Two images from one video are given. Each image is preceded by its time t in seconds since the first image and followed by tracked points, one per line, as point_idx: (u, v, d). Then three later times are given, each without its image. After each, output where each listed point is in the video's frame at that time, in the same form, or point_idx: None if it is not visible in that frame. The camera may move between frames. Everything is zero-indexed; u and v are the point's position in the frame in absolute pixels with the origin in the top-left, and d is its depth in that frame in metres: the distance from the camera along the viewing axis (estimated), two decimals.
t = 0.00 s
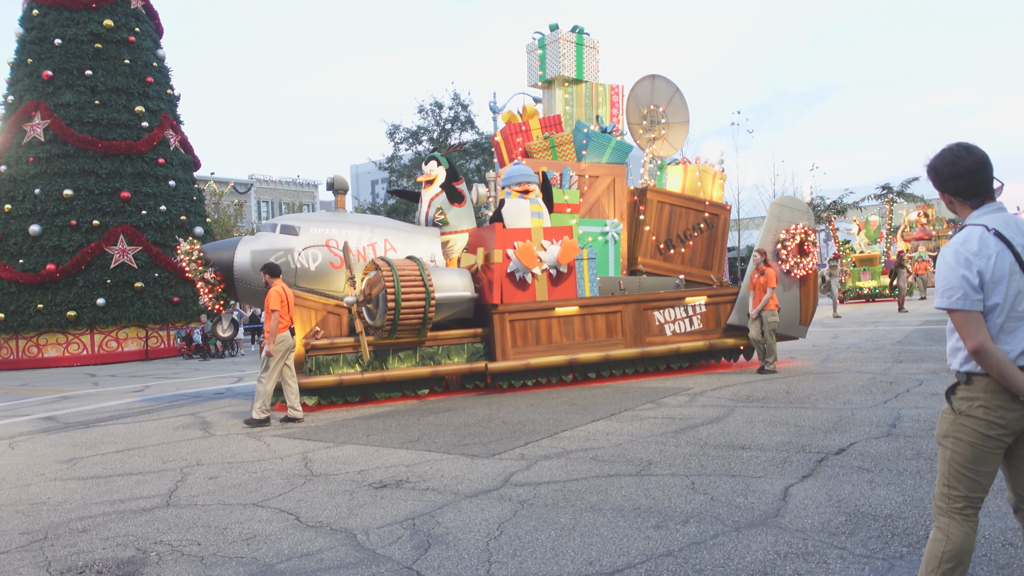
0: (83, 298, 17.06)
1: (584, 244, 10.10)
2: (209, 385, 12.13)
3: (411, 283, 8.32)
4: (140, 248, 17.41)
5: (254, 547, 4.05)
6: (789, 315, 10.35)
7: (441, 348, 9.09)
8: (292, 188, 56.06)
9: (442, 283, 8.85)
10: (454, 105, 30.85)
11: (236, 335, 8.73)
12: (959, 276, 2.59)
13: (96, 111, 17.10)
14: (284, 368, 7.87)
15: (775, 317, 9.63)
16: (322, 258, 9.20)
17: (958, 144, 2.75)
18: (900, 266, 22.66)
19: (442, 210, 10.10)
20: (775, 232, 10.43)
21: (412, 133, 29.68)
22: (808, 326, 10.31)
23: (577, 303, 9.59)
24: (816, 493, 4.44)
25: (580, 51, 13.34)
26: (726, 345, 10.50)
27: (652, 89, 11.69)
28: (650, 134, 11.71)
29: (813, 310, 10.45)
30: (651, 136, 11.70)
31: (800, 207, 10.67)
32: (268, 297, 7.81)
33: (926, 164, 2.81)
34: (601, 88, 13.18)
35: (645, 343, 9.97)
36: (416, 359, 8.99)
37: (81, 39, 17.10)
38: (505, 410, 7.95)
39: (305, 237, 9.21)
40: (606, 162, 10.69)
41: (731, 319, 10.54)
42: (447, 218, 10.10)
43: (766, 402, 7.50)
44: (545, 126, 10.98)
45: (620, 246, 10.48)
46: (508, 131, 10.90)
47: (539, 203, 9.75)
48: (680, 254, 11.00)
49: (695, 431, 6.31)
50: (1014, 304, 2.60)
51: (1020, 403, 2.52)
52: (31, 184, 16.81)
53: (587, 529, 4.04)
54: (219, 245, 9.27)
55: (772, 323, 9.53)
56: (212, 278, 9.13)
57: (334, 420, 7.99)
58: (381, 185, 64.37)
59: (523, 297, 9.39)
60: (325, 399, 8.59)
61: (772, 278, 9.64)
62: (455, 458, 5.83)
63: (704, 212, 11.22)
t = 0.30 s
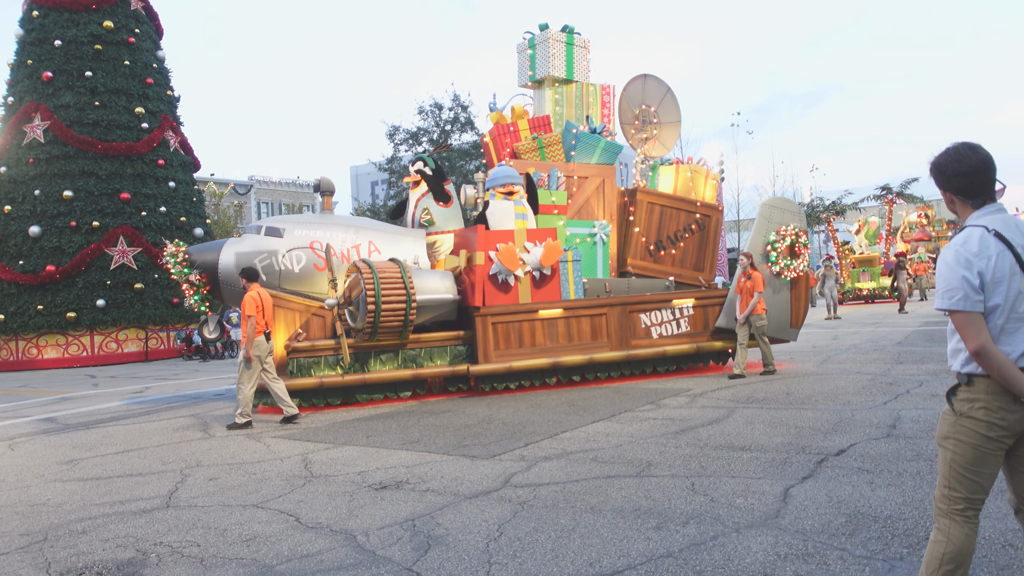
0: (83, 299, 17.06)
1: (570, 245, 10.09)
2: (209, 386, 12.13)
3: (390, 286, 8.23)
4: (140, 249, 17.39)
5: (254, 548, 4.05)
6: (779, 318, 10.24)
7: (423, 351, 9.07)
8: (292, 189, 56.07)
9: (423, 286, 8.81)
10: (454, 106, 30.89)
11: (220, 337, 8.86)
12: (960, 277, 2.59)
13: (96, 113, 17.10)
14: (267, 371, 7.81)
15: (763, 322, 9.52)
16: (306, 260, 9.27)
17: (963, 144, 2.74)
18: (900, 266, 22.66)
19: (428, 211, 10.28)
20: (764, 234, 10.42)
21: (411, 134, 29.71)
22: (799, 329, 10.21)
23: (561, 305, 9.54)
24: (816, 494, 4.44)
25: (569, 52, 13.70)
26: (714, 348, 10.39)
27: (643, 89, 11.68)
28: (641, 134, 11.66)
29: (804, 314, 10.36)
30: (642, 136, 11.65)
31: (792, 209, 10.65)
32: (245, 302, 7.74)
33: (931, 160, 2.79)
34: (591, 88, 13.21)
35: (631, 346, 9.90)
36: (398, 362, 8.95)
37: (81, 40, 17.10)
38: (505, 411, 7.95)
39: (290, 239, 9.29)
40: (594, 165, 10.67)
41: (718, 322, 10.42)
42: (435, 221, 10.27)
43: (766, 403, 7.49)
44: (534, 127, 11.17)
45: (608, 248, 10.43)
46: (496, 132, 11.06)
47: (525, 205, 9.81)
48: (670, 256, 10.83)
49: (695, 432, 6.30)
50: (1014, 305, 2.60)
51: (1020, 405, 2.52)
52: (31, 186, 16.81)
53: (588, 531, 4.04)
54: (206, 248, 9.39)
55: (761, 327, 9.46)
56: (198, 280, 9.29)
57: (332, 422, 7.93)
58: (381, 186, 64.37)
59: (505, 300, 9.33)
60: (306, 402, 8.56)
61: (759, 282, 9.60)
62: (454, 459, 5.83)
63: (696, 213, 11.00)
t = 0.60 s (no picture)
0: (83, 299, 17.06)
1: (557, 246, 10.11)
2: (208, 387, 12.13)
3: (371, 287, 8.25)
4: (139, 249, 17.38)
5: (253, 548, 4.05)
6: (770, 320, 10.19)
7: (404, 353, 8.97)
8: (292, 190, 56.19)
9: (405, 288, 8.69)
10: (454, 107, 30.91)
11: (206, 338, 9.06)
12: (961, 278, 2.58)
13: (96, 113, 17.10)
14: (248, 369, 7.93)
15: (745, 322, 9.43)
16: (290, 262, 9.79)
17: (979, 143, 2.73)
18: (899, 268, 22.68)
19: (415, 212, 10.04)
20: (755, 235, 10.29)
21: (411, 135, 29.73)
22: (788, 332, 10.17)
23: (544, 307, 9.42)
24: (816, 495, 4.44)
25: (561, 51, 13.29)
26: (702, 351, 10.24)
27: (635, 88, 11.72)
28: (632, 134, 11.67)
29: (794, 317, 10.36)
30: (634, 136, 11.65)
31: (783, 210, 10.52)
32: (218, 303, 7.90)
33: (944, 153, 2.76)
34: (581, 87, 12.84)
35: (616, 349, 9.78)
36: (380, 364, 8.86)
37: (81, 41, 17.10)
38: (505, 412, 7.96)
39: (273, 240, 9.87)
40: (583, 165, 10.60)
41: (705, 324, 10.26)
42: (422, 221, 9.99)
43: (765, 404, 7.49)
44: (522, 126, 10.93)
45: (596, 249, 10.42)
46: (483, 133, 10.85)
47: (509, 206, 9.67)
48: (659, 257, 10.78)
49: (694, 433, 6.30)
50: (1014, 306, 2.61)
51: (1020, 406, 2.53)
52: (31, 186, 16.80)
53: (587, 531, 4.04)
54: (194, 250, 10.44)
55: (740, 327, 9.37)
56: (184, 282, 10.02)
57: (330, 422, 7.90)
58: (380, 187, 64.40)
59: (487, 302, 9.21)
60: (286, 403, 8.54)
61: (743, 281, 9.47)
62: (454, 459, 5.83)
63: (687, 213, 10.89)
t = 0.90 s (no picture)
0: (83, 299, 17.06)
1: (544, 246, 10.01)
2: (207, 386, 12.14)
3: (351, 290, 8.24)
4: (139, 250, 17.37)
5: (253, 549, 4.05)
6: (761, 322, 10.09)
7: (385, 354, 8.94)
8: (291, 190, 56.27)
9: (386, 290, 8.68)
10: (453, 107, 30.91)
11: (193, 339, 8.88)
12: (964, 278, 2.58)
13: (96, 113, 17.10)
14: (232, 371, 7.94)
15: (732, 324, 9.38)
16: (275, 263, 9.73)
17: (987, 142, 2.72)
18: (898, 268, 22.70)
19: (400, 213, 10.19)
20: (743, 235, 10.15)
21: (411, 135, 29.73)
22: (779, 334, 10.05)
23: (527, 308, 9.34)
24: (815, 495, 4.44)
25: (549, 49, 12.95)
26: (689, 353, 10.10)
27: (626, 87, 11.67)
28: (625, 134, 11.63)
29: (785, 317, 10.24)
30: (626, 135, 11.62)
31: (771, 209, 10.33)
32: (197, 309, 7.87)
33: (952, 149, 2.76)
34: (571, 86, 12.75)
35: (600, 351, 9.67)
36: (361, 365, 8.85)
37: (81, 41, 17.09)
38: (505, 412, 7.96)
39: (258, 241, 9.78)
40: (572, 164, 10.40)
41: (692, 326, 10.12)
42: (407, 221, 10.18)
43: (765, 404, 7.49)
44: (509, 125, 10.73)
45: (584, 249, 10.24)
46: (471, 132, 10.67)
47: (493, 207, 9.56)
48: (648, 258, 10.68)
49: (694, 433, 6.30)
50: (1017, 307, 2.61)
51: (1022, 407, 2.53)
52: (31, 186, 16.80)
53: (587, 531, 4.04)
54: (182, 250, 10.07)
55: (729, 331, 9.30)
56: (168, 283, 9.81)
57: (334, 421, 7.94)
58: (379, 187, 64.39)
59: (469, 304, 9.19)
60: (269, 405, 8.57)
61: (729, 285, 9.34)
62: (453, 460, 5.83)
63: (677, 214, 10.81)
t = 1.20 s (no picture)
0: (82, 298, 17.06)
1: (529, 246, 9.96)
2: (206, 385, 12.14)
3: (330, 291, 8.18)
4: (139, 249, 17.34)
5: (253, 548, 4.05)
6: (749, 323, 9.95)
7: (367, 355, 8.93)
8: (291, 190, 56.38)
9: (366, 291, 8.62)
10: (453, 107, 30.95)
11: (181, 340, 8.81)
12: (966, 278, 2.58)
13: (96, 112, 17.09)
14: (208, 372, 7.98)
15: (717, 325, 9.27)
16: (258, 263, 10.38)
17: (990, 140, 2.71)
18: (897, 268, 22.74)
19: (386, 213, 10.11)
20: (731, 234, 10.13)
21: (411, 134, 29.74)
22: (767, 335, 9.92)
23: (509, 310, 9.25)
24: (815, 495, 4.43)
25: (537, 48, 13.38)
26: (675, 355, 9.94)
27: (616, 84, 11.63)
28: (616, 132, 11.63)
29: (775, 318, 10.09)
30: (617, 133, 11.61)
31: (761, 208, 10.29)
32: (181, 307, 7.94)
33: (953, 147, 2.76)
34: (560, 84, 12.50)
35: (583, 352, 9.55)
36: (342, 366, 8.84)
37: (81, 40, 17.07)
38: (505, 411, 7.96)
39: (244, 243, 10.52)
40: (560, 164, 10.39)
41: (677, 328, 9.97)
42: (391, 221, 10.05)
43: (765, 404, 7.50)
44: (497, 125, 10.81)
45: (571, 249, 10.17)
46: (458, 131, 10.72)
47: (474, 207, 9.55)
48: (637, 258, 10.50)
49: (693, 433, 6.29)
50: (1019, 307, 2.61)
51: (1022, 407, 2.53)
52: (31, 185, 16.79)
53: (587, 531, 4.04)
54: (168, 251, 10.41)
55: (711, 331, 9.20)
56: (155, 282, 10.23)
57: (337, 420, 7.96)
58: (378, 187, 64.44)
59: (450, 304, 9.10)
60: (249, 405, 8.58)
61: (713, 284, 9.18)
62: (453, 459, 5.83)
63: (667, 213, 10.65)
